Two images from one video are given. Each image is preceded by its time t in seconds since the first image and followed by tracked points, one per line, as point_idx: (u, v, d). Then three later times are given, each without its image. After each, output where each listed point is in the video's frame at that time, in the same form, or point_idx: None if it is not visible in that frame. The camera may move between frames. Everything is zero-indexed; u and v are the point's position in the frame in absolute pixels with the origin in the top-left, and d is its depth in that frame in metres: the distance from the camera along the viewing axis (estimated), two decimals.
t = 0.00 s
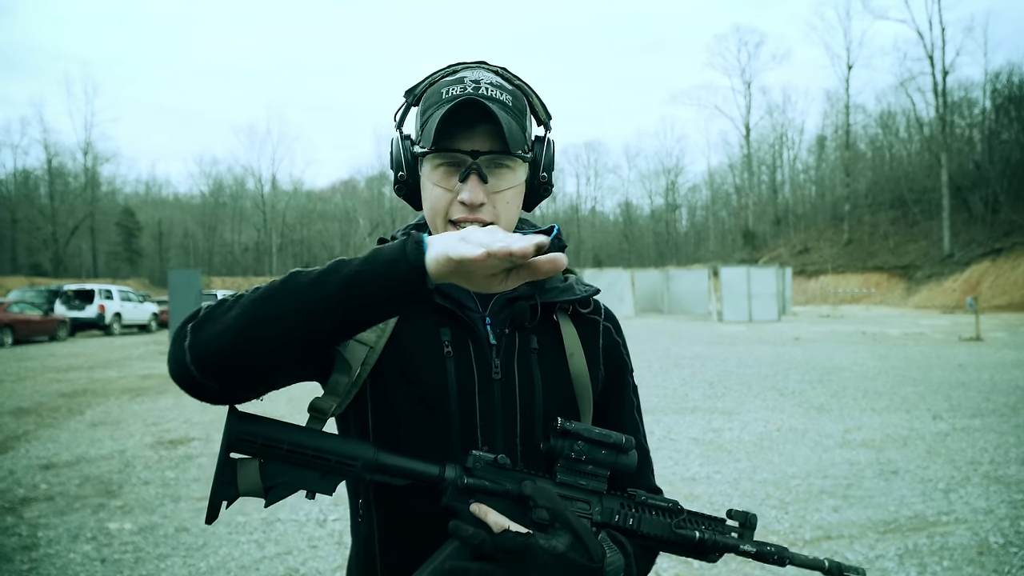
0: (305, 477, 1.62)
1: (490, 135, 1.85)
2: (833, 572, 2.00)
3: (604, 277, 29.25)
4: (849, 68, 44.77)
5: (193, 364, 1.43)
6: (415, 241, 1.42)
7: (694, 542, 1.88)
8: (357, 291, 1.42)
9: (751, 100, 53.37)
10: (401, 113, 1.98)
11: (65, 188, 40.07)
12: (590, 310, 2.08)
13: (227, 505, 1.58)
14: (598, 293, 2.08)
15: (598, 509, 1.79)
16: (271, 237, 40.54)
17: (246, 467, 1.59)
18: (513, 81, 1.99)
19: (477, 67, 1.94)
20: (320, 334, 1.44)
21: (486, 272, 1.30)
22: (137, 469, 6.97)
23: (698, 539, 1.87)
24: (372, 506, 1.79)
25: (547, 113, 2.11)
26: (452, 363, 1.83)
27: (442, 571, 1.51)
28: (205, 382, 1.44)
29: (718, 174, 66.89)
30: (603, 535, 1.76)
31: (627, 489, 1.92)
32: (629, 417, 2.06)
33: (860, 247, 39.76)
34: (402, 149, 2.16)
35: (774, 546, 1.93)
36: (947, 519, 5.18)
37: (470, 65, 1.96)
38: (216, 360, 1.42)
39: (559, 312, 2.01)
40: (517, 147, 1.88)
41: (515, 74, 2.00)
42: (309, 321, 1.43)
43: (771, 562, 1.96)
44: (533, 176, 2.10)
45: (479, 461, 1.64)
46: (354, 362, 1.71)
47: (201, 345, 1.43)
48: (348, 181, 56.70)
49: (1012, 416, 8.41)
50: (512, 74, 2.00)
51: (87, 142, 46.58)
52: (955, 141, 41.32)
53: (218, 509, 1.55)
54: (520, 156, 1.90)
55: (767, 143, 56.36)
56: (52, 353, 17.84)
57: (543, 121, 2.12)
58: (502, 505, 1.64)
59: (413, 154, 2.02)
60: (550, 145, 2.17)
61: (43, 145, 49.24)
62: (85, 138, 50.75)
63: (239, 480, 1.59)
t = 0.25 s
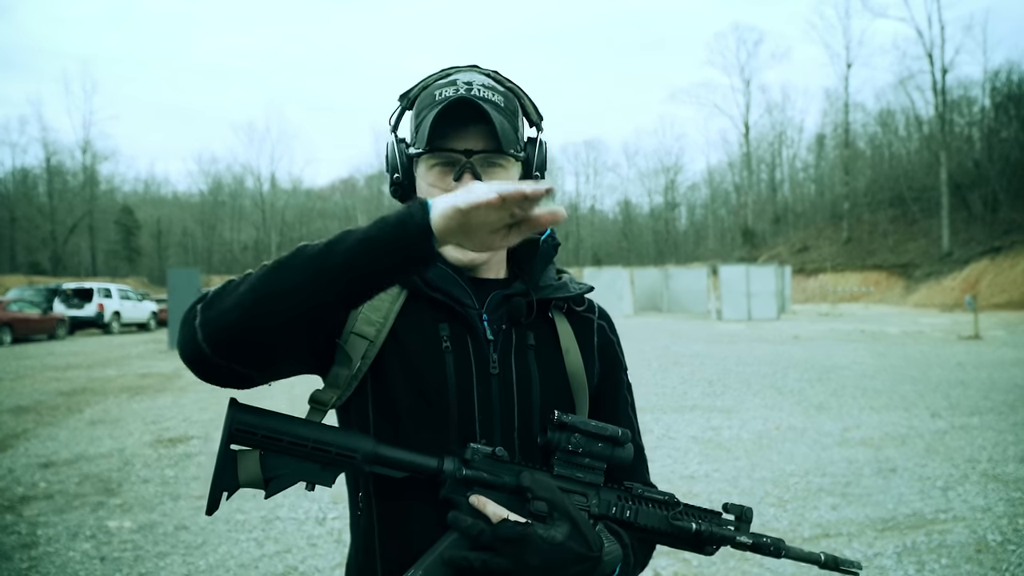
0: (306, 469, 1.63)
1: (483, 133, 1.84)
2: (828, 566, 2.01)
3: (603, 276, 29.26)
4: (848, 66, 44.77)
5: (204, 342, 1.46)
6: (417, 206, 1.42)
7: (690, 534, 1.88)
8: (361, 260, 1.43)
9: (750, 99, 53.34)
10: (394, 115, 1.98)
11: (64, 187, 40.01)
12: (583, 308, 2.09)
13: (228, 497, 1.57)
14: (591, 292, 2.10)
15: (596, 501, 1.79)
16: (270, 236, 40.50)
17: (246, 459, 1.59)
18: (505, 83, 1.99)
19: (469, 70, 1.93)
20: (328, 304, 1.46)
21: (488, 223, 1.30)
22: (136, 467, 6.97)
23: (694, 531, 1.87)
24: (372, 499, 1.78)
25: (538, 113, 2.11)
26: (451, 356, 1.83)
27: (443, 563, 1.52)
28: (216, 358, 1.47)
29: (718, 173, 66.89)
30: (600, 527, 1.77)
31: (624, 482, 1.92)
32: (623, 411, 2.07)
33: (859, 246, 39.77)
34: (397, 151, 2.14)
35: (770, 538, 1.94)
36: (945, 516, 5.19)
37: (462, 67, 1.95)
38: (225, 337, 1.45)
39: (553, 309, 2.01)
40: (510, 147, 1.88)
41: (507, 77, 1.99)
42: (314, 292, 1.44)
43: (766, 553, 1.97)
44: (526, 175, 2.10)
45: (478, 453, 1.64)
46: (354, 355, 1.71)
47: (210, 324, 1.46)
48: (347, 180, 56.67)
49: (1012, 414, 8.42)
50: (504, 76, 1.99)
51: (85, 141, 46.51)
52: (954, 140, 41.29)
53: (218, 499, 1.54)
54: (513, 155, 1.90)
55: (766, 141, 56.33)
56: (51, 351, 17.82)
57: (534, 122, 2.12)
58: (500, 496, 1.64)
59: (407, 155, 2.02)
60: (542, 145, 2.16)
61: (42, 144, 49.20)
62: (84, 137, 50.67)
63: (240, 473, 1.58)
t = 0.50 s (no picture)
0: (305, 462, 1.63)
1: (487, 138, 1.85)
2: (823, 564, 2.02)
3: (602, 275, 29.29)
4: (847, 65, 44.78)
5: (202, 309, 1.47)
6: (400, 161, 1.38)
7: (686, 531, 1.90)
8: (351, 220, 1.41)
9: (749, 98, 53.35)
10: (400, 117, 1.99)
11: (62, 185, 39.97)
12: (578, 308, 2.10)
13: (228, 487, 1.58)
14: (586, 293, 2.11)
15: (592, 497, 1.80)
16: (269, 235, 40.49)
17: (246, 450, 1.59)
18: (512, 92, 2.00)
19: (477, 76, 1.95)
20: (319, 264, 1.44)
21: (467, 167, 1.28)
22: (135, 466, 6.98)
23: (689, 527, 1.89)
24: (371, 493, 1.79)
25: (542, 124, 2.13)
26: (447, 354, 1.84)
27: (441, 554, 1.53)
28: (216, 326, 1.48)
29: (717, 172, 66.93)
30: (596, 522, 1.78)
31: (619, 479, 1.93)
32: (618, 409, 2.08)
33: (858, 245, 39.84)
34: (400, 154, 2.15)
35: (764, 534, 1.95)
36: (944, 515, 5.21)
37: (470, 74, 1.97)
38: (222, 304, 1.46)
39: (549, 309, 2.02)
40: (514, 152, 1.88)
41: (514, 85, 2.01)
42: (305, 255, 1.43)
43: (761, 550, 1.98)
44: (527, 183, 2.11)
45: (475, 448, 1.65)
46: (353, 349, 1.73)
47: (206, 290, 1.47)
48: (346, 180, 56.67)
49: (1010, 413, 8.44)
50: (511, 85, 2.01)
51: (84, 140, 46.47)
52: (953, 139, 41.33)
53: (219, 490, 1.55)
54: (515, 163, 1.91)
55: (765, 141, 56.35)
56: (50, 350, 17.80)
57: (538, 133, 2.13)
58: (497, 490, 1.64)
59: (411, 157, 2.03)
60: (544, 154, 2.17)
61: (41, 142, 49.13)
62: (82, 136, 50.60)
63: (240, 463, 1.59)
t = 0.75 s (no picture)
0: (304, 458, 1.63)
1: (484, 135, 1.82)
2: (818, 571, 2.02)
3: (601, 275, 29.29)
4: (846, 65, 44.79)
5: (206, 258, 1.47)
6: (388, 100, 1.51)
7: (682, 534, 1.89)
8: (354, 155, 1.48)
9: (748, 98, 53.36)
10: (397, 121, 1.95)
11: (61, 185, 39.88)
12: (577, 311, 2.09)
13: (227, 483, 1.58)
14: (586, 296, 2.10)
15: (589, 499, 1.80)
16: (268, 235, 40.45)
17: (246, 445, 1.59)
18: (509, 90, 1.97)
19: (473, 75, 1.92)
20: (323, 202, 1.48)
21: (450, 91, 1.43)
22: (134, 466, 6.97)
23: (686, 530, 1.89)
24: (370, 489, 1.79)
25: (540, 121, 2.09)
26: (446, 353, 1.84)
27: (442, 547, 1.53)
28: (219, 272, 1.48)
29: (716, 172, 66.93)
30: (593, 525, 1.78)
31: (617, 481, 1.93)
32: (616, 412, 2.08)
33: (857, 245, 39.87)
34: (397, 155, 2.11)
35: (761, 540, 1.95)
36: (942, 515, 5.21)
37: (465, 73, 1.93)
38: (227, 250, 1.46)
39: (547, 311, 2.02)
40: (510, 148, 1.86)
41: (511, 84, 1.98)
42: (307, 196, 1.47)
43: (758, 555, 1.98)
44: (524, 181, 2.09)
45: (474, 447, 1.65)
46: (353, 347, 1.73)
47: (211, 239, 1.48)
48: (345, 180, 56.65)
49: (1008, 413, 8.46)
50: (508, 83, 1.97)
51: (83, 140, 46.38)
52: (952, 139, 41.37)
53: (218, 485, 1.55)
54: (513, 159, 1.89)
55: (765, 140, 56.36)
56: (49, 351, 17.79)
57: (535, 131, 2.10)
58: (495, 490, 1.65)
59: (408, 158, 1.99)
60: (542, 152, 2.15)
61: (39, 143, 49.00)
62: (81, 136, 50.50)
63: (240, 459, 1.59)
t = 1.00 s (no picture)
0: (302, 459, 1.63)
1: (481, 131, 1.84)
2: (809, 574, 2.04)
3: (600, 275, 29.31)
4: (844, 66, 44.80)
5: (195, 330, 1.44)
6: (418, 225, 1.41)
7: (676, 538, 1.90)
8: (356, 266, 1.43)
9: (746, 97, 53.39)
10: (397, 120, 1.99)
11: (60, 185, 39.83)
12: (577, 313, 2.09)
13: (225, 483, 1.58)
14: (587, 297, 2.10)
15: (584, 502, 1.80)
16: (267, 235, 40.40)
17: (245, 445, 1.59)
18: (507, 90, 2.00)
19: (471, 77, 1.95)
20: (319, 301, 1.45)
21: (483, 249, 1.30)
22: (133, 466, 6.98)
23: (679, 535, 1.90)
24: (367, 490, 1.79)
25: (538, 120, 2.11)
26: (444, 357, 1.83)
27: (438, 550, 1.53)
28: (207, 348, 1.46)
29: (715, 171, 66.96)
30: (588, 529, 1.77)
31: (611, 484, 1.94)
32: (614, 415, 2.09)
33: (856, 245, 39.90)
34: (401, 157, 2.14)
35: (753, 545, 1.97)
36: (940, 514, 5.22)
37: (462, 76, 1.96)
38: (215, 328, 1.43)
39: (548, 314, 2.01)
40: (507, 143, 1.87)
41: (508, 84, 2.00)
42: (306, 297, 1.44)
43: (750, 560, 2.00)
44: (523, 178, 2.10)
45: (470, 450, 1.66)
46: (352, 356, 1.73)
47: (201, 316, 1.44)
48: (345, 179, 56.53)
49: (1006, 412, 8.47)
50: (505, 84, 2.00)
51: (82, 139, 46.25)
52: (950, 139, 41.37)
53: (217, 485, 1.54)
54: (511, 155, 1.91)
55: (763, 140, 56.42)
56: (47, 351, 17.76)
57: (534, 129, 2.11)
58: (491, 493, 1.65)
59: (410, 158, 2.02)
60: (542, 151, 2.16)
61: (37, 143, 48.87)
62: (80, 135, 50.41)
63: (239, 459, 1.59)
